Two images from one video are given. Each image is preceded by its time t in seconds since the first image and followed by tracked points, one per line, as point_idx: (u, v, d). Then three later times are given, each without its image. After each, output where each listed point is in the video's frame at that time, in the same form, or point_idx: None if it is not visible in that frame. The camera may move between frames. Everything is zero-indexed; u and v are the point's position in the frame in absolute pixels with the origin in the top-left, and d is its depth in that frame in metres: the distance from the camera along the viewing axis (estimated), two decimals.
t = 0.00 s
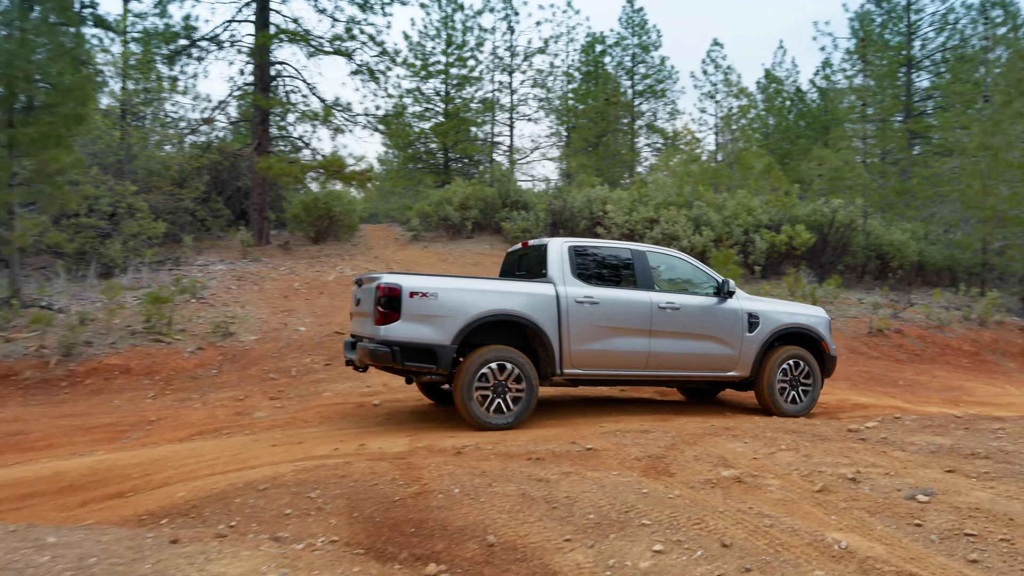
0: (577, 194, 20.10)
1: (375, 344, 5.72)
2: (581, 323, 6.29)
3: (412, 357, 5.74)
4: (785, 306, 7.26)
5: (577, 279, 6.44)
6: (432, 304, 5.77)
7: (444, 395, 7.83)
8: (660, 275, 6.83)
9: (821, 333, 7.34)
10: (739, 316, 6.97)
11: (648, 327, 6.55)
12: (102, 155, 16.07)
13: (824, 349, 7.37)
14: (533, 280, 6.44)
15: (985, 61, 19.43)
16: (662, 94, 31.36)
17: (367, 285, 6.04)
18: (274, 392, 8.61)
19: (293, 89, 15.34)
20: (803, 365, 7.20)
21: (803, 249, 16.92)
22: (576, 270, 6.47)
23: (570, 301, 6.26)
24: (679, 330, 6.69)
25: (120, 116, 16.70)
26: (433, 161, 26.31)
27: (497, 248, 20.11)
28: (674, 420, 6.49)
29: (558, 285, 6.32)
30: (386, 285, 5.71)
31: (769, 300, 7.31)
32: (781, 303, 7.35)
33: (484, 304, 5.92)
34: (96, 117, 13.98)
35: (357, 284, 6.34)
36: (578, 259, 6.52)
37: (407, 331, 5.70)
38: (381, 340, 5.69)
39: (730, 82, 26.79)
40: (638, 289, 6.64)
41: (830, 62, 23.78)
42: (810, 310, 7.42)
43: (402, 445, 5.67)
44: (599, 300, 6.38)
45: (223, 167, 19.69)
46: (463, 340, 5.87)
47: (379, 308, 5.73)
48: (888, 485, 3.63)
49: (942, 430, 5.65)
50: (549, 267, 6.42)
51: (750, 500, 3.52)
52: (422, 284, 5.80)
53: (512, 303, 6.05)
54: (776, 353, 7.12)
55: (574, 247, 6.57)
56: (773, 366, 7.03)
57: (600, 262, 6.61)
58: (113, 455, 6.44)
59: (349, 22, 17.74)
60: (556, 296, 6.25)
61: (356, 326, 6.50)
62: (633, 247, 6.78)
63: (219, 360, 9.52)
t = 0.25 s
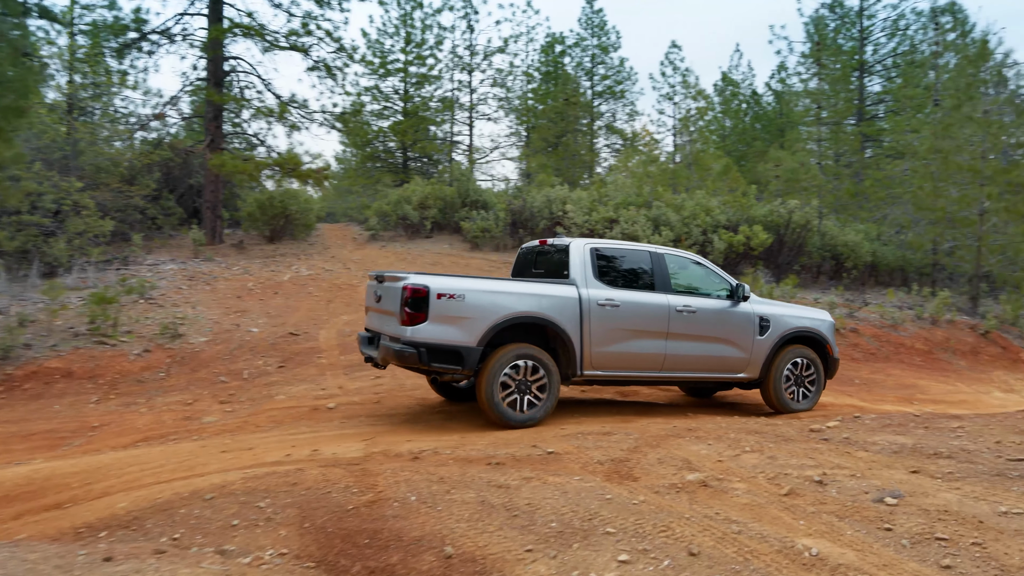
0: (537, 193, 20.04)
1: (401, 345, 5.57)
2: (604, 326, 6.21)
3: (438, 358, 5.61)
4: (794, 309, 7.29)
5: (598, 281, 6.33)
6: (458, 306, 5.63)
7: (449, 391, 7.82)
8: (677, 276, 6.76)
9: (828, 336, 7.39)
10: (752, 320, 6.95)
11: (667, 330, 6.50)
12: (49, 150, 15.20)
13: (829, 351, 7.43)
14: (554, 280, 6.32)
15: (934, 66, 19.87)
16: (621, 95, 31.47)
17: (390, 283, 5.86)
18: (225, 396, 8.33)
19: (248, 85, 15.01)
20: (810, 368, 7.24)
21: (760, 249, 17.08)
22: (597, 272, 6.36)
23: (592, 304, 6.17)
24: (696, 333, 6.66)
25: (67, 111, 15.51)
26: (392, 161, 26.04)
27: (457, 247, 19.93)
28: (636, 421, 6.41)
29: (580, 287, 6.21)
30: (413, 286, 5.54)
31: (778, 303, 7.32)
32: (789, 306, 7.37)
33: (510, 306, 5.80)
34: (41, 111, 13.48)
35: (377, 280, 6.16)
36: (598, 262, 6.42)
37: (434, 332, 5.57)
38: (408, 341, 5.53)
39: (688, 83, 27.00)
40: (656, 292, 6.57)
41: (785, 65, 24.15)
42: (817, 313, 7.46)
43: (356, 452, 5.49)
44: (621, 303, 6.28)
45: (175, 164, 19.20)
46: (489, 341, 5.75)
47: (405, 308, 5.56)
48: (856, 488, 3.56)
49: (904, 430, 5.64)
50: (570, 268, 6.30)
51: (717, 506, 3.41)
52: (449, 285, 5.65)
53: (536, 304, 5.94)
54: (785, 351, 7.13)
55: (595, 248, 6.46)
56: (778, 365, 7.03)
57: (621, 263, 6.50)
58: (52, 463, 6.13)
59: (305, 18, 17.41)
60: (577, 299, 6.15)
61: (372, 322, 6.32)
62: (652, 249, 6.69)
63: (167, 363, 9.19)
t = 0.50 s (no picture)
0: (497, 193, 19.86)
1: (425, 335, 5.71)
2: (617, 316, 6.40)
3: (462, 348, 5.77)
4: (790, 303, 7.63)
5: (609, 274, 6.54)
6: (480, 296, 5.81)
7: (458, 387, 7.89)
8: (681, 271, 7.01)
9: (822, 328, 7.76)
10: (753, 312, 7.25)
11: (676, 321, 6.72)
12: None
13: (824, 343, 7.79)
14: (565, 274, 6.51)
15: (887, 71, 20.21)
16: (581, 96, 31.47)
17: (409, 277, 6.01)
18: (172, 400, 8.02)
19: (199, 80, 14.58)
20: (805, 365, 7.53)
21: (719, 249, 17.11)
22: (608, 265, 6.57)
23: (606, 296, 6.37)
24: (702, 324, 6.90)
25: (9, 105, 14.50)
26: (350, 160, 25.61)
27: (415, 247, 19.64)
28: (597, 423, 6.30)
29: (594, 279, 6.41)
30: (437, 277, 5.71)
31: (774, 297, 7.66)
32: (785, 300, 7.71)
33: (529, 297, 5.99)
34: None
35: (391, 277, 6.30)
36: (608, 256, 6.62)
37: (457, 322, 5.73)
38: (432, 331, 5.68)
39: (647, 85, 27.09)
40: (664, 285, 6.80)
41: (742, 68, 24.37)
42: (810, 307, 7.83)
43: (308, 458, 5.28)
44: (633, 295, 6.50)
45: (124, 161, 18.57)
46: (510, 331, 5.93)
47: (428, 299, 5.72)
48: (823, 491, 3.47)
49: (865, 429, 5.62)
50: (582, 261, 6.50)
51: (682, 511, 3.29)
52: (470, 276, 5.83)
53: (552, 296, 6.14)
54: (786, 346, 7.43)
55: (604, 243, 6.67)
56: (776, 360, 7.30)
57: (628, 258, 6.73)
58: None
59: (259, 12, 16.99)
60: (592, 291, 6.34)
61: (386, 319, 6.43)
62: (657, 245, 6.94)
63: (111, 366, 8.83)
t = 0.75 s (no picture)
0: (457, 192, 19.67)
1: (449, 341, 5.87)
2: (631, 323, 6.63)
3: (485, 354, 5.95)
4: (791, 308, 7.93)
5: (625, 280, 6.74)
6: (503, 303, 5.98)
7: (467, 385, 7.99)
8: (690, 277, 7.23)
9: (820, 333, 8.08)
10: (757, 317, 7.53)
11: (685, 327, 6.97)
12: None
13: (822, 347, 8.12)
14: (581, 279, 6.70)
15: (842, 74, 20.51)
16: (542, 96, 31.41)
17: (431, 283, 6.14)
18: (118, 404, 7.70)
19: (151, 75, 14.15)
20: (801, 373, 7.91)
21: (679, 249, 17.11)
22: (624, 272, 6.77)
23: (622, 302, 6.58)
24: (709, 330, 7.16)
25: None
26: (308, 158, 25.16)
27: (374, 246, 19.35)
28: (559, 425, 6.19)
29: (611, 286, 6.62)
30: (461, 284, 5.86)
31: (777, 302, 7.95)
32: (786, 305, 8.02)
33: (549, 304, 6.18)
34: None
35: (411, 280, 6.42)
36: (624, 262, 6.81)
37: (482, 329, 5.91)
38: (456, 337, 5.85)
39: (607, 86, 27.13)
40: (675, 291, 7.04)
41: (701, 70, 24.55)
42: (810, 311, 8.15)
43: (259, 465, 5.06)
44: (647, 302, 6.72)
45: (71, 157, 17.96)
46: (530, 338, 6.11)
47: (452, 306, 5.87)
48: (793, 495, 3.37)
49: (828, 429, 5.58)
50: (598, 267, 6.69)
51: (649, 518, 3.16)
52: (493, 283, 5.99)
53: (570, 303, 6.34)
54: (789, 350, 7.87)
55: (620, 250, 6.86)
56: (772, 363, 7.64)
57: (641, 265, 6.94)
58: None
59: (214, 6, 16.56)
60: (608, 297, 6.55)
61: (403, 321, 6.57)
62: (670, 251, 7.15)
63: (54, 370, 8.45)
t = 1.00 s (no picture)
0: (418, 191, 19.43)
1: (476, 349, 6.00)
2: (647, 332, 6.78)
3: (512, 361, 6.08)
4: (796, 318, 8.10)
5: (641, 290, 6.87)
6: (529, 312, 6.09)
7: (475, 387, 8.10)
8: (705, 287, 7.37)
9: (821, 342, 8.27)
10: (764, 327, 7.69)
11: (698, 337, 7.13)
12: None
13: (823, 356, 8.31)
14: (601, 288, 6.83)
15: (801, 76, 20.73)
16: (504, 96, 31.26)
17: (458, 290, 6.24)
18: (63, 410, 7.37)
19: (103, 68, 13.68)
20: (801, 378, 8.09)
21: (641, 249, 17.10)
22: (641, 282, 6.89)
23: (639, 313, 6.72)
24: (719, 339, 7.31)
25: None
26: (266, 156, 24.65)
27: (334, 246, 19.02)
28: (524, 429, 6.06)
29: (628, 296, 6.75)
30: (489, 293, 5.96)
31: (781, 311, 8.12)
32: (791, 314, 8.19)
33: (572, 313, 6.30)
34: None
35: (437, 286, 6.52)
36: (642, 272, 6.94)
37: (509, 337, 6.03)
38: (484, 345, 5.98)
39: (569, 86, 27.11)
40: (690, 301, 7.17)
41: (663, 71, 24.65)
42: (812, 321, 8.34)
43: (209, 474, 4.83)
44: (662, 312, 6.86)
45: (17, 153, 17.32)
46: (553, 347, 6.24)
47: (480, 315, 5.99)
48: (764, 502, 3.27)
49: (795, 430, 5.54)
50: (618, 278, 6.81)
51: (618, 528, 3.04)
52: (520, 292, 6.10)
53: (591, 312, 6.47)
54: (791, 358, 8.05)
55: (638, 260, 6.98)
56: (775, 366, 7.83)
57: (659, 275, 7.07)
58: None
59: None
60: (626, 308, 6.68)
61: (429, 324, 6.68)
62: (685, 262, 7.27)
63: None
